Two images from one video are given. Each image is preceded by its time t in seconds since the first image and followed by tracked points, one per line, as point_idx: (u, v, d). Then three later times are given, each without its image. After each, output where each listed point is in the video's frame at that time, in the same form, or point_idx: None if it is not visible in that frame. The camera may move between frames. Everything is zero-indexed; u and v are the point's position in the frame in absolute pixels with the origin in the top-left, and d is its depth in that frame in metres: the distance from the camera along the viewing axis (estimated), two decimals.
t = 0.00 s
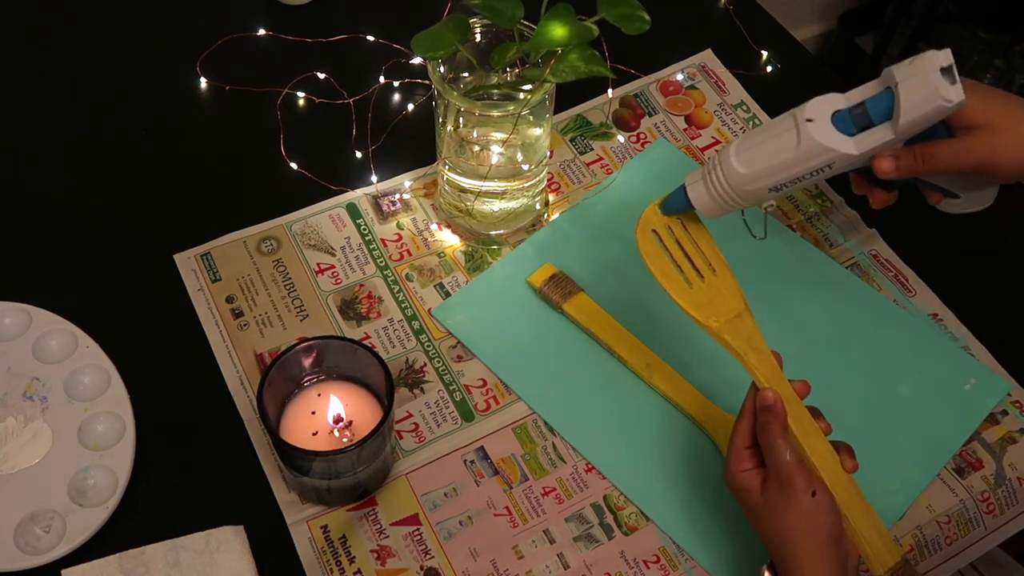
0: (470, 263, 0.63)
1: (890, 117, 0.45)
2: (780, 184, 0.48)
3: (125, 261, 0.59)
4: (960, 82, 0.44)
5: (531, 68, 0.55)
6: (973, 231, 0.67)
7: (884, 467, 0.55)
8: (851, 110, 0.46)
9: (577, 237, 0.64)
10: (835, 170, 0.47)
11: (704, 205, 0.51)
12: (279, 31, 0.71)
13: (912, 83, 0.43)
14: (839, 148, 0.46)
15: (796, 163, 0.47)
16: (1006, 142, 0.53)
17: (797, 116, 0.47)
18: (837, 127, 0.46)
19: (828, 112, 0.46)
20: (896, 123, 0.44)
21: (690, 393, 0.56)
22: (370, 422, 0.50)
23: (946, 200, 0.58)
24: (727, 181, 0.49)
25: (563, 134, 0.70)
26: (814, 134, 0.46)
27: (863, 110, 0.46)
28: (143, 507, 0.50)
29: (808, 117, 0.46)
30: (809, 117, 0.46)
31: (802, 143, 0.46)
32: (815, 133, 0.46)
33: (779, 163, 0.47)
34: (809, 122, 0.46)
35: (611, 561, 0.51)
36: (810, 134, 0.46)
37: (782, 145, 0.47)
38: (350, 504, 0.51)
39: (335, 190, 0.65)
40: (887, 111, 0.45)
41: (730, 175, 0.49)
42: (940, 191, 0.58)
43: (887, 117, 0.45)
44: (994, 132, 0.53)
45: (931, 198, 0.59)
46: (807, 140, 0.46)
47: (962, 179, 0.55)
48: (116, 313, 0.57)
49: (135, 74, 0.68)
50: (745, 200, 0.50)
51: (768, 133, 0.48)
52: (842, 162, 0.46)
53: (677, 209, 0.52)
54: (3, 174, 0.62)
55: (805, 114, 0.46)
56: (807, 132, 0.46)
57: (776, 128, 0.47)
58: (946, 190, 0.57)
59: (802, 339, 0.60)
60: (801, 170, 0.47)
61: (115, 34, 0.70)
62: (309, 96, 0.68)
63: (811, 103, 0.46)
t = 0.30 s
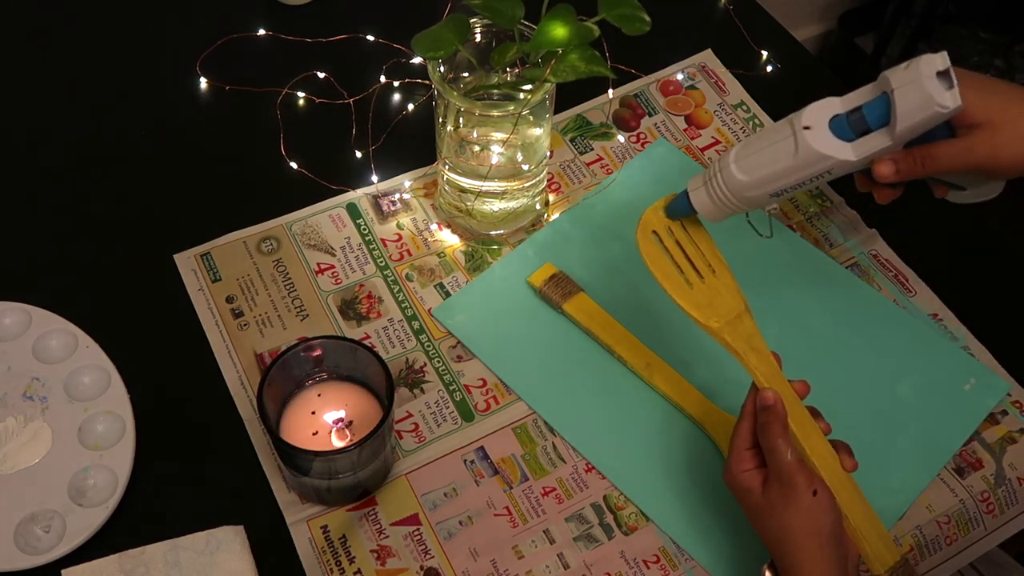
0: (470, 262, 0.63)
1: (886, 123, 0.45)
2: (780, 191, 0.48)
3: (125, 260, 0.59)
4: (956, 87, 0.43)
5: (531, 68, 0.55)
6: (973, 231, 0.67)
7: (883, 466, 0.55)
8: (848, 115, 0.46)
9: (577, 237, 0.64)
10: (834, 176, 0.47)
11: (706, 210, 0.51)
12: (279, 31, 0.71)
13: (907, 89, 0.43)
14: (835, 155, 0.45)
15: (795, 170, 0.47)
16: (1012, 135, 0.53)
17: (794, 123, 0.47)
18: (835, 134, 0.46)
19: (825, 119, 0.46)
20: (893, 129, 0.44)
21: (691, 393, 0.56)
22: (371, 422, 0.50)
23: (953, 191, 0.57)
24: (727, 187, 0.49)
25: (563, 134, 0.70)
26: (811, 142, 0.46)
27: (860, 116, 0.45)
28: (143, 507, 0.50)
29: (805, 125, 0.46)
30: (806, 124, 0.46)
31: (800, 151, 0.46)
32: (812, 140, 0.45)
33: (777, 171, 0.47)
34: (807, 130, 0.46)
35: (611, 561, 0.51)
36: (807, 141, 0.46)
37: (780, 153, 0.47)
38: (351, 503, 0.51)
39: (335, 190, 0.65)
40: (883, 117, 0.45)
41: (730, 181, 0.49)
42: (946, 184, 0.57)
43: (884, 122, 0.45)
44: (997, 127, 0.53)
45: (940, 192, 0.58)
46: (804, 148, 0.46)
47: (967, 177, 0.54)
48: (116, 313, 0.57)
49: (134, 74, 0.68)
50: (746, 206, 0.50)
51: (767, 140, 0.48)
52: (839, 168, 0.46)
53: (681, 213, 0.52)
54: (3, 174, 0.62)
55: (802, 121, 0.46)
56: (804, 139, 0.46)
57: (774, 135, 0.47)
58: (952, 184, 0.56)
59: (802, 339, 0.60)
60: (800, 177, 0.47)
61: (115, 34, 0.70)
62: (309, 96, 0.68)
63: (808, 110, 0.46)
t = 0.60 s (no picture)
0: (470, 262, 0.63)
1: (883, 119, 0.45)
2: (781, 189, 0.48)
3: (125, 260, 0.59)
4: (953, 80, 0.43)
5: (531, 68, 0.55)
6: (974, 231, 0.67)
7: (883, 466, 0.55)
8: (846, 112, 0.46)
9: (577, 236, 0.64)
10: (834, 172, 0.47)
11: (711, 209, 0.51)
12: (279, 31, 0.71)
13: (901, 85, 0.43)
14: (833, 153, 0.45)
15: (794, 169, 0.47)
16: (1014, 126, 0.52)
17: (792, 122, 0.47)
18: (833, 132, 0.46)
19: (822, 117, 0.46)
20: (890, 125, 0.44)
21: (691, 392, 0.56)
22: (371, 422, 0.50)
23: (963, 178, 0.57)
24: (729, 187, 0.50)
25: (563, 134, 0.70)
26: (809, 140, 0.46)
27: (857, 112, 0.45)
28: (143, 507, 0.50)
29: (802, 124, 0.46)
30: (803, 123, 0.46)
31: (799, 149, 0.46)
32: (810, 139, 0.46)
33: (777, 170, 0.47)
34: (805, 128, 0.46)
35: (611, 561, 0.51)
36: (805, 140, 0.46)
37: (779, 152, 0.47)
38: (350, 503, 0.51)
39: (335, 190, 0.65)
40: (880, 113, 0.45)
41: (732, 181, 0.49)
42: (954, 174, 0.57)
43: (881, 118, 0.45)
44: (998, 118, 0.52)
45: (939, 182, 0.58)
46: (802, 147, 0.46)
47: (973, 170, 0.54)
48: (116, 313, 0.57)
49: (135, 74, 0.68)
50: (750, 204, 0.50)
51: (766, 140, 0.48)
52: (839, 165, 0.46)
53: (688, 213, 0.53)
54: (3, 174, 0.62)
55: (800, 120, 0.46)
56: (802, 138, 0.46)
57: (773, 134, 0.48)
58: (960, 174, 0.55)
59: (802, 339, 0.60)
60: (801, 175, 0.47)
61: (116, 34, 0.70)
62: (309, 96, 0.68)
63: (805, 108, 0.46)
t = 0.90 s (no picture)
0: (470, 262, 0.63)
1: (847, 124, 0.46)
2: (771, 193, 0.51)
3: (125, 259, 0.59)
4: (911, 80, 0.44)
5: (531, 68, 0.55)
6: (974, 231, 0.67)
7: (883, 466, 0.55)
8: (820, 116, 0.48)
9: (578, 237, 0.64)
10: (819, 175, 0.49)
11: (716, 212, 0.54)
12: (279, 31, 0.71)
13: (858, 90, 0.44)
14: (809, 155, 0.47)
15: (778, 174, 0.49)
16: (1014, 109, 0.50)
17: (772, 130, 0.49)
18: (808, 137, 0.48)
19: (797, 123, 0.48)
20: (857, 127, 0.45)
21: (691, 392, 0.56)
22: (371, 422, 0.50)
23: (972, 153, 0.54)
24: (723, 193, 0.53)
25: (563, 134, 0.70)
26: (785, 148, 0.48)
27: (829, 116, 0.47)
28: (143, 507, 0.50)
29: (780, 132, 0.48)
30: (781, 131, 0.48)
31: (778, 156, 0.48)
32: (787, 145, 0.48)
33: (762, 176, 0.50)
34: (783, 136, 0.48)
35: (611, 561, 0.51)
36: (780, 148, 0.48)
37: (762, 159, 0.49)
38: (350, 503, 0.51)
39: (335, 190, 0.65)
40: (846, 116, 0.46)
41: (723, 188, 0.52)
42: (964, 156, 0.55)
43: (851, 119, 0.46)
44: (979, 101, 0.49)
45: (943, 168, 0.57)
46: (779, 154, 0.48)
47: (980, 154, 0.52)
48: (116, 313, 0.57)
49: (135, 74, 0.68)
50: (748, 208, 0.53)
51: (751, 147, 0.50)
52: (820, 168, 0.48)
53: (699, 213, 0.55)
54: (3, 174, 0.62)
55: (778, 128, 0.49)
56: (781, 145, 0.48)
57: (757, 141, 0.50)
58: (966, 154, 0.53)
59: (802, 339, 0.60)
60: (786, 179, 0.49)
61: (116, 34, 0.70)
62: (308, 96, 0.68)
63: (781, 116, 0.49)
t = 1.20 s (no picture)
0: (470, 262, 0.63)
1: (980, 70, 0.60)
2: (869, 88, 0.63)
3: (125, 260, 0.59)
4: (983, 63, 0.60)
5: (531, 68, 0.55)
6: (975, 230, 0.67)
7: (882, 466, 0.55)
8: (956, 54, 0.61)
9: (578, 236, 0.64)
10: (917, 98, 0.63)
11: (806, 84, 0.65)
12: (279, 31, 0.71)
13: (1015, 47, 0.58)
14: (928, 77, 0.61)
15: (892, 73, 0.62)
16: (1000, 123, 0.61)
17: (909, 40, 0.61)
18: (938, 62, 0.61)
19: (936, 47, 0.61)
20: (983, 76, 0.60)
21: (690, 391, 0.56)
22: (370, 422, 0.50)
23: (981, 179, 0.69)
24: (832, 70, 0.63)
25: (563, 134, 0.70)
26: (916, 57, 0.61)
27: (966, 58, 0.61)
28: (143, 507, 0.50)
29: (918, 43, 0.61)
30: (918, 44, 0.61)
31: (901, 60, 0.61)
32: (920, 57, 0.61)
33: (875, 65, 0.62)
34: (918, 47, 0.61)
35: (611, 561, 0.51)
36: (912, 55, 0.61)
37: (886, 58, 0.62)
38: (351, 504, 0.51)
39: (335, 190, 0.65)
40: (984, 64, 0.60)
41: (837, 66, 0.63)
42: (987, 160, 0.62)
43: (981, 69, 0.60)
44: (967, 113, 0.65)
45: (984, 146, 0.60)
46: (909, 60, 0.61)
47: None
48: (116, 313, 0.57)
49: (135, 74, 0.68)
50: (841, 90, 0.64)
51: (874, 48, 0.62)
52: (925, 90, 0.62)
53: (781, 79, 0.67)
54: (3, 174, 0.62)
55: (917, 40, 0.61)
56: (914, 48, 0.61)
57: (887, 43, 0.62)
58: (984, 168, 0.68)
59: (800, 338, 0.60)
60: (892, 82, 0.62)
61: (116, 33, 0.70)
62: (309, 96, 0.68)
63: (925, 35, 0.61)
